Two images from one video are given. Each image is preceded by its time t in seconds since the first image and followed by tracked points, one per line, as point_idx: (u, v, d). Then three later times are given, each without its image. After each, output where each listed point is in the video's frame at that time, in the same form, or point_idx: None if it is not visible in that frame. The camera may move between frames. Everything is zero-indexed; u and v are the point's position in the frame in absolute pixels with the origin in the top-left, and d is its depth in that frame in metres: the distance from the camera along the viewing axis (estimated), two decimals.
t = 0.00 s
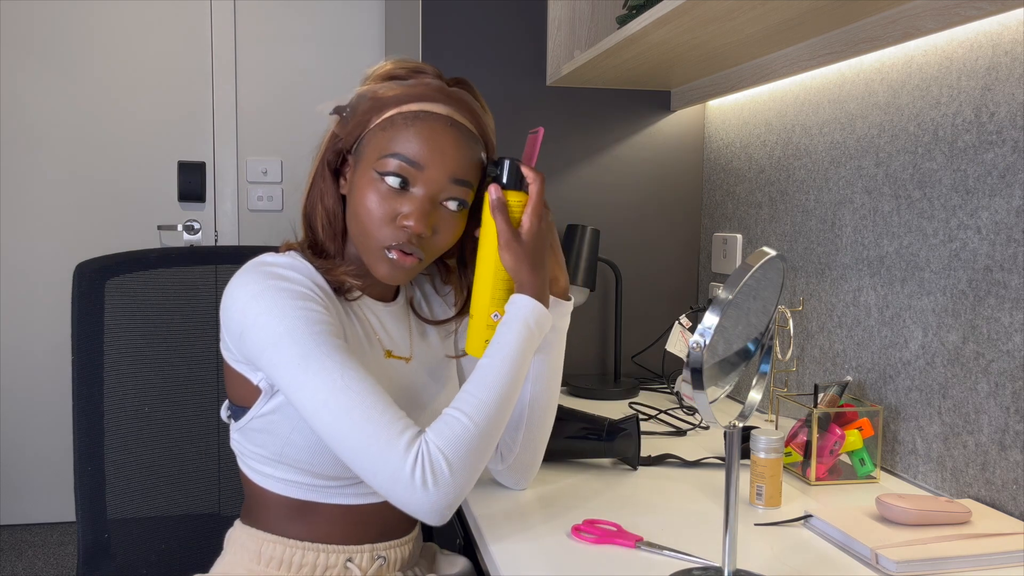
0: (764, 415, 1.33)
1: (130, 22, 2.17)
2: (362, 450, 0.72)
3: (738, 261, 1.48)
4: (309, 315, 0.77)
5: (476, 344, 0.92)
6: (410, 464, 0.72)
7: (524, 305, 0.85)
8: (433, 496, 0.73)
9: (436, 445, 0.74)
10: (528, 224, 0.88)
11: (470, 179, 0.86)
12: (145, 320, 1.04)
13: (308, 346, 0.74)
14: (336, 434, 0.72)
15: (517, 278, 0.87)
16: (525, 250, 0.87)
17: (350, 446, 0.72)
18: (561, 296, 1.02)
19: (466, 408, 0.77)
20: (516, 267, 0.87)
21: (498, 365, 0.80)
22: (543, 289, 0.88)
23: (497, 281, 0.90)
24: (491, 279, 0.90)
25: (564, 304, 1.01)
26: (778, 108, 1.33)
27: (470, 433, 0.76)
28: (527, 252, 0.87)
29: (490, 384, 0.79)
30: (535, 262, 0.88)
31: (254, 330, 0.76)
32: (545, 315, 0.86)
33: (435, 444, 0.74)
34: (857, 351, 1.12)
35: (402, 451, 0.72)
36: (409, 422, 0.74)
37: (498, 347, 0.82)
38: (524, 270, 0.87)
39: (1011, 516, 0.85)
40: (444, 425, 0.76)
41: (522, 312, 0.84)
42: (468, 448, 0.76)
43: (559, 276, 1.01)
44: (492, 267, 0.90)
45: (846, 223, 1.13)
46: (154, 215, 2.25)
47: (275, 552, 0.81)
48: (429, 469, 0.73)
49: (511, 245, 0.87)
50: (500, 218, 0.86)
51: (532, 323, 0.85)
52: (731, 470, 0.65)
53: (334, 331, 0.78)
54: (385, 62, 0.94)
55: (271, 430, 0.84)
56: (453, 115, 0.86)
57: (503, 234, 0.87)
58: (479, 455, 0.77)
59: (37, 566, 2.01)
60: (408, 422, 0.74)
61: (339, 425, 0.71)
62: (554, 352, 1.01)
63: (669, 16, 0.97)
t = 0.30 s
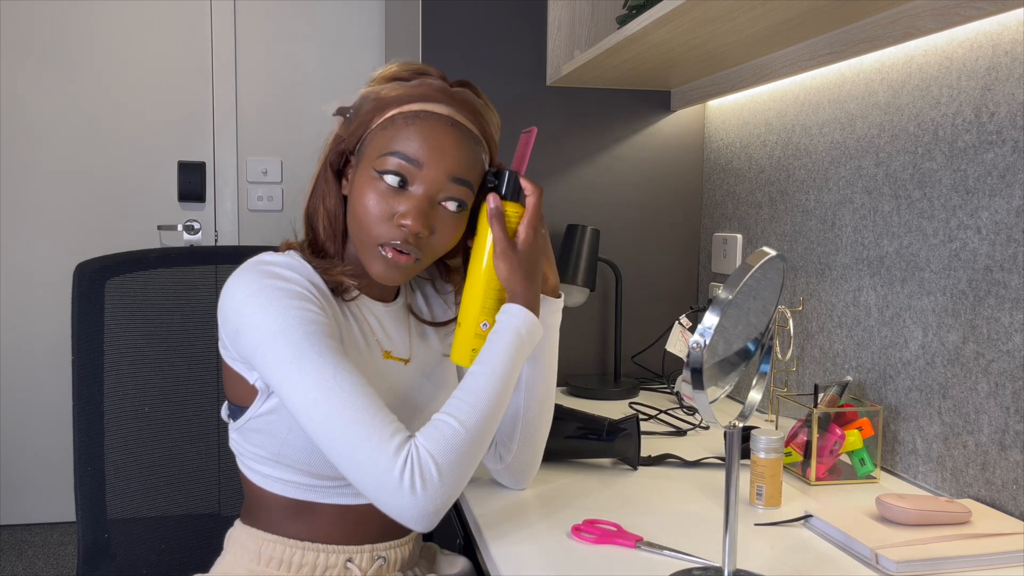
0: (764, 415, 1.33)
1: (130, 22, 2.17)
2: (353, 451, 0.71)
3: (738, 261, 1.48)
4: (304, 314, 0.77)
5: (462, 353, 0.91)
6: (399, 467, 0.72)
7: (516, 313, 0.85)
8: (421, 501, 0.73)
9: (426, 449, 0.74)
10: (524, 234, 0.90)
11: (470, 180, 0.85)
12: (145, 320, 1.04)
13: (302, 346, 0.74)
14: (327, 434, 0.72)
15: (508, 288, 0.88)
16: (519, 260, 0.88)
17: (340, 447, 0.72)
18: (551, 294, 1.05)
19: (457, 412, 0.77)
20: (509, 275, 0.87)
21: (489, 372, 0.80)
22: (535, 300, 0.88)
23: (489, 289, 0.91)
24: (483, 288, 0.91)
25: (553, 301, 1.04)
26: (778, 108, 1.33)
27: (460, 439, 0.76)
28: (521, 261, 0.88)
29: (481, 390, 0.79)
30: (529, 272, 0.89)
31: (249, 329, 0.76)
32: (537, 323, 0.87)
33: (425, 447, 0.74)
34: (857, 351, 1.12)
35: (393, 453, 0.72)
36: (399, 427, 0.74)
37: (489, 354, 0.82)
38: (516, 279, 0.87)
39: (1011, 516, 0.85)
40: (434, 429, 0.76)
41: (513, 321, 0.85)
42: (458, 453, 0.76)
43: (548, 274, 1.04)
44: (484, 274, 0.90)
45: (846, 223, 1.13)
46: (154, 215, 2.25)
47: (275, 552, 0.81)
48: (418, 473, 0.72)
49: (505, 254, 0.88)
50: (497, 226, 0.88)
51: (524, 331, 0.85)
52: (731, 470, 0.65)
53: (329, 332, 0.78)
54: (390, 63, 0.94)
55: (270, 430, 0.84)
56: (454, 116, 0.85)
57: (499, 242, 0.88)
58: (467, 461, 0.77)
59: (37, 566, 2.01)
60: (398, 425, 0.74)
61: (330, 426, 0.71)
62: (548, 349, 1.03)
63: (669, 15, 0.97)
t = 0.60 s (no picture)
0: (764, 415, 1.33)
1: (130, 22, 2.17)
2: (351, 449, 0.71)
3: (738, 261, 1.48)
4: (302, 313, 0.77)
5: (460, 344, 0.91)
6: (399, 464, 0.72)
7: (515, 305, 0.86)
8: (421, 497, 0.73)
9: (426, 445, 0.74)
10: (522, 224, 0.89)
11: (469, 180, 0.86)
12: (145, 320, 1.04)
13: (299, 345, 0.74)
14: (324, 433, 0.72)
15: (507, 279, 0.88)
16: (517, 251, 0.88)
17: (338, 447, 0.72)
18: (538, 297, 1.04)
19: (456, 408, 0.78)
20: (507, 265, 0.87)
21: (488, 367, 0.80)
22: (533, 291, 0.89)
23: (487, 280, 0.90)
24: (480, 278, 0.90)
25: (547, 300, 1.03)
26: (778, 109, 1.33)
27: (460, 434, 0.76)
28: (519, 252, 0.88)
29: (480, 386, 0.79)
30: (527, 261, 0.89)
31: (247, 328, 0.76)
32: (536, 316, 0.86)
33: (424, 443, 0.74)
34: (857, 351, 1.12)
35: (391, 450, 0.72)
36: (399, 423, 0.74)
37: (488, 349, 0.82)
38: (515, 271, 0.88)
39: (1011, 516, 0.85)
40: (433, 425, 0.76)
41: (513, 315, 0.85)
42: (457, 448, 0.76)
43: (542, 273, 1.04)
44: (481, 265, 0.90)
45: (846, 223, 1.13)
46: (154, 215, 2.25)
47: (274, 553, 0.81)
48: (418, 469, 0.72)
49: (504, 245, 0.87)
50: (495, 217, 0.87)
51: (523, 326, 0.85)
52: (731, 470, 0.64)
53: (327, 330, 0.78)
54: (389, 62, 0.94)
55: (267, 430, 0.84)
56: (453, 116, 0.86)
57: (497, 233, 0.87)
58: (467, 456, 0.77)
59: (37, 566, 2.01)
60: (397, 422, 0.75)
61: (328, 425, 0.71)
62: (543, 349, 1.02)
63: (669, 15, 0.97)
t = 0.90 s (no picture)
0: (764, 415, 1.33)
1: (130, 22, 2.17)
2: (338, 454, 0.71)
3: (738, 261, 1.48)
4: (296, 316, 0.77)
5: (450, 364, 0.91)
6: (383, 473, 0.72)
7: (507, 326, 0.86)
8: (403, 507, 0.73)
9: (412, 456, 0.74)
10: (518, 247, 0.92)
11: (470, 180, 0.86)
12: (145, 320, 1.04)
13: (292, 347, 0.74)
14: (314, 436, 0.72)
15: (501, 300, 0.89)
16: (512, 272, 0.89)
17: (327, 452, 0.72)
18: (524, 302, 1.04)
19: (444, 420, 0.77)
20: (502, 285, 0.89)
21: (478, 384, 0.80)
22: (527, 312, 0.89)
23: (481, 301, 0.91)
24: (476, 299, 0.91)
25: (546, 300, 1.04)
26: (778, 108, 1.33)
27: (446, 447, 0.76)
28: (515, 273, 0.90)
29: (469, 402, 0.79)
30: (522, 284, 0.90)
31: (241, 329, 0.76)
32: (527, 336, 0.87)
33: (410, 454, 0.74)
34: (857, 351, 1.12)
35: (378, 458, 0.72)
36: (387, 432, 0.74)
37: (480, 365, 0.82)
38: (509, 292, 0.89)
39: (1011, 516, 0.85)
40: (421, 436, 0.76)
41: (506, 334, 0.85)
42: (443, 461, 0.76)
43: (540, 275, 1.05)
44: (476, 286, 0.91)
45: (846, 223, 1.13)
46: (155, 215, 2.25)
47: (273, 553, 0.81)
48: (402, 479, 0.72)
49: (500, 265, 0.89)
50: (494, 237, 0.89)
51: (515, 344, 0.85)
52: (731, 470, 0.64)
53: (321, 334, 0.78)
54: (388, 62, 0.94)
55: (265, 431, 0.84)
56: (453, 116, 0.86)
57: (494, 254, 0.89)
58: (453, 469, 0.77)
59: (37, 566, 2.01)
60: (385, 430, 0.75)
61: (318, 428, 0.71)
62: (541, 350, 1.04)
63: (669, 16, 0.97)
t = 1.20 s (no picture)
0: (764, 415, 1.33)
1: (130, 22, 2.17)
2: (338, 454, 0.72)
3: (738, 261, 1.48)
4: (296, 316, 0.77)
5: (443, 359, 0.90)
6: (384, 473, 0.72)
7: (503, 322, 0.86)
8: (405, 507, 0.73)
9: (413, 454, 0.74)
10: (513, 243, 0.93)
11: (469, 180, 0.86)
12: (145, 320, 1.04)
13: (292, 348, 0.74)
14: (313, 436, 0.72)
15: (497, 294, 0.90)
16: (508, 268, 0.91)
17: (327, 454, 0.72)
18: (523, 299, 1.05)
19: (443, 417, 0.77)
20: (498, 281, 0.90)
21: (475, 379, 0.81)
22: (522, 308, 0.90)
23: (475, 296, 0.91)
24: (469, 293, 0.91)
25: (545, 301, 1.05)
26: (778, 109, 1.33)
27: (447, 444, 0.76)
28: (510, 270, 0.91)
29: (467, 397, 0.79)
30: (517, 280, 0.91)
31: (241, 329, 0.76)
32: (522, 331, 0.87)
33: (411, 452, 0.74)
34: (857, 351, 1.12)
35: (378, 457, 0.72)
36: (387, 431, 0.74)
37: (476, 361, 0.82)
38: (505, 287, 0.90)
39: (1011, 516, 0.85)
40: (421, 433, 0.76)
41: (501, 330, 0.85)
42: (444, 458, 0.76)
43: (538, 273, 1.05)
44: (469, 281, 0.91)
45: (846, 223, 1.13)
46: (155, 215, 2.25)
47: (273, 553, 0.81)
48: (403, 478, 0.72)
49: (496, 261, 0.90)
50: (489, 232, 0.90)
51: (511, 340, 0.85)
52: (731, 470, 0.64)
53: (321, 334, 0.78)
54: (388, 62, 0.93)
55: (265, 432, 0.84)
56: (453, 116, 0.86)
57: (490, 248, 0.90)
58: (454, 466, 0.77)
59: (37, 566, 2.01)
60: (385, 430, 0.74)
61: (316, 429, 0.71)
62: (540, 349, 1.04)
63: (669, 16, 0.97)
